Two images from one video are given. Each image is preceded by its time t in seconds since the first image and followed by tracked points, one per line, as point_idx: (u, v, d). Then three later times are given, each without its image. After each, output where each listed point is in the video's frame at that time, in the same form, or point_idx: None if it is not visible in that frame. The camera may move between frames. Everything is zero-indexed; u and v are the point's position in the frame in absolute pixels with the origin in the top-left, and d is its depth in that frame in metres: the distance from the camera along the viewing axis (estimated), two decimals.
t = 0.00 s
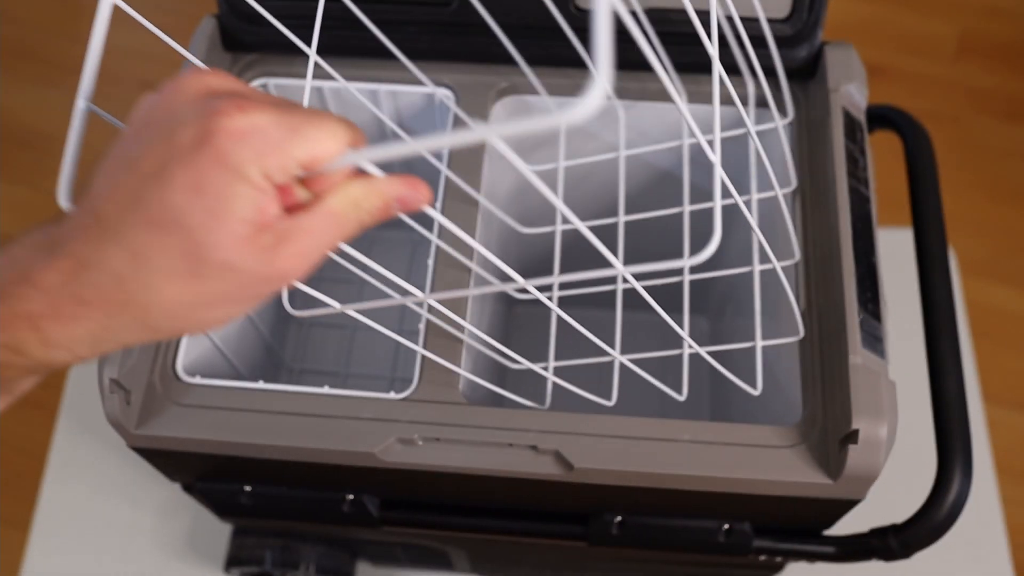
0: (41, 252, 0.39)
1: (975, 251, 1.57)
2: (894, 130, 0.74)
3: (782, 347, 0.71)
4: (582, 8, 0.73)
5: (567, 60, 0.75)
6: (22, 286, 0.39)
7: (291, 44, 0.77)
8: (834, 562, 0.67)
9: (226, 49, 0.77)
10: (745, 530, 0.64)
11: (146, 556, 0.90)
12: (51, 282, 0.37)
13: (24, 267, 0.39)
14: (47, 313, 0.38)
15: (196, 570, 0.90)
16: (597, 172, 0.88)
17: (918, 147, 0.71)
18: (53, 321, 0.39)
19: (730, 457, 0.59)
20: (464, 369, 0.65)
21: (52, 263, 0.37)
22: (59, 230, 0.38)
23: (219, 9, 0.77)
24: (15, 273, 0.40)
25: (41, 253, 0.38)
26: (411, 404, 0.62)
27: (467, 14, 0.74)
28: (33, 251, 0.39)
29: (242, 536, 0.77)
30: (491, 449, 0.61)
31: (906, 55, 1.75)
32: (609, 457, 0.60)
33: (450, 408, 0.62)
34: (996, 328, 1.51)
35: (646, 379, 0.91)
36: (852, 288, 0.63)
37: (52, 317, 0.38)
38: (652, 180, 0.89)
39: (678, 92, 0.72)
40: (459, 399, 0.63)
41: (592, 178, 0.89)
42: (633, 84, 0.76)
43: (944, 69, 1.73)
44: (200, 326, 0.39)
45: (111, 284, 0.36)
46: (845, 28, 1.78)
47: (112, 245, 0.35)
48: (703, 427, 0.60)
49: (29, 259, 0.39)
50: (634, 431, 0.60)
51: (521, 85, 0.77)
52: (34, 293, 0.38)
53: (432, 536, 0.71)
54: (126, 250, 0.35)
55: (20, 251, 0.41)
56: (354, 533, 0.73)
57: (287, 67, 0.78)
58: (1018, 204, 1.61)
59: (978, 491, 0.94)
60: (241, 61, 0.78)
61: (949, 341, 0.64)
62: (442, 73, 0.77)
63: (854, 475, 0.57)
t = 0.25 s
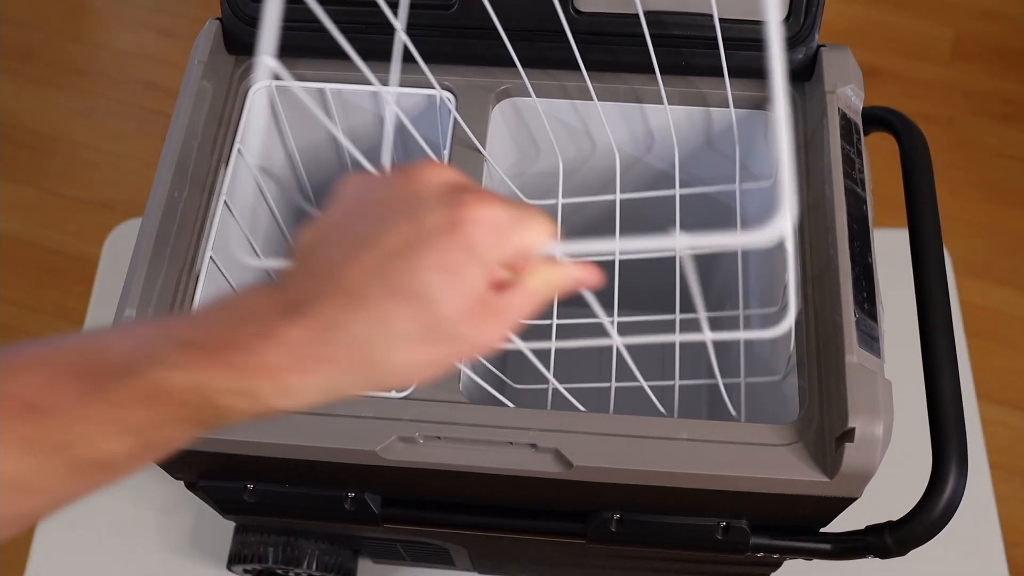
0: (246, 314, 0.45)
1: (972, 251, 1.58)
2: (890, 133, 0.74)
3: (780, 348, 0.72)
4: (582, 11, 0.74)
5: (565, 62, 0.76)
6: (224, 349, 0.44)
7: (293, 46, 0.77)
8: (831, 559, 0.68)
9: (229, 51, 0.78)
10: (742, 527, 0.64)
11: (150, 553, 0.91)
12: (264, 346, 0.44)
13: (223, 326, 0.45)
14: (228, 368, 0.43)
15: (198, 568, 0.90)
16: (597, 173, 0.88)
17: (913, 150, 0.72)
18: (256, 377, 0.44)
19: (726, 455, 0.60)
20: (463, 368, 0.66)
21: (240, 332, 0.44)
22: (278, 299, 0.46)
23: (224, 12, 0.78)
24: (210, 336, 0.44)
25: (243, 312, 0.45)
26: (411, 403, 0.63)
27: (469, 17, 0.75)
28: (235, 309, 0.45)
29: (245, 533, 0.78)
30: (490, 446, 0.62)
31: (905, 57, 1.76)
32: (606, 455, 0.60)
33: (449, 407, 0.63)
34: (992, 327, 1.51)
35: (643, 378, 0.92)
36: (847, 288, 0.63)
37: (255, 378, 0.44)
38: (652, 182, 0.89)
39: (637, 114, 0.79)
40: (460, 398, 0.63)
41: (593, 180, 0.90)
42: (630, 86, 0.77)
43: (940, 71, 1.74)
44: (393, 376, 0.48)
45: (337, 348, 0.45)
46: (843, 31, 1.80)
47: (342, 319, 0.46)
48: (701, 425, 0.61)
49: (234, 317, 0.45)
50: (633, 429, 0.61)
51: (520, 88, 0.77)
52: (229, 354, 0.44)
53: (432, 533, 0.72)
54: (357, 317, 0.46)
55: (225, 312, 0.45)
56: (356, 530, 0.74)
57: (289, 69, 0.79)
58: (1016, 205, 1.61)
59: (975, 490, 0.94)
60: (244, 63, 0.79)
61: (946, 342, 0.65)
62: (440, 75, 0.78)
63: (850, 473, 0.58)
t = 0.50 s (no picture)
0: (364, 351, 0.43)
1: (971, 251, 1.58)
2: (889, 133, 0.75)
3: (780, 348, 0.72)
4: (582, 12, 0.73)
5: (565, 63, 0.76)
6: (422, 373, 0.41)
7: (294, 46, 0.78)
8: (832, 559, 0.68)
9: (230, 51, 0.78)
10: (742, 526, 0.65)
11: (151, 553, 0.91)
12: (477, 368, 0.41)
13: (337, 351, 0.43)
14: (443, 399, 0.41)
15: (199, 567, 0.90)
16: (596, 173, 0.89)
17: (912, 150, 0.73)
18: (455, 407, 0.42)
19: (726, 455, 0.60)
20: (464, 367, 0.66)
21: (409, 352, 0.42)
22: (437, 329, 0.43)
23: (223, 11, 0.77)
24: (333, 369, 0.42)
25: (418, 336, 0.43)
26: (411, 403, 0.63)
27: (468, 18, 0.74)
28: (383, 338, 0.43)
29: (245, 532, 0.78)
30: (490, 447, 0.62)
31: (905, 57, 1.76)
32: (606, 454, 0.60)
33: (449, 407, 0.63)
34: (991, 327, 1.52)
35: (643, 378, 0.92)
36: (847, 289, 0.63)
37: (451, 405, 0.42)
38: (654, 183, 0.90)
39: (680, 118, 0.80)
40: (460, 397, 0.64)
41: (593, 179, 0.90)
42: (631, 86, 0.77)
43: (939, 72, 1.74)
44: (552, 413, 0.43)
45: (535, 378, 0.42)
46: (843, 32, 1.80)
47: (488, 353, 0.41)
48: (701, 425, 0.61)
49: (383, 344, 0.43)
50: (632, 428, 0.61)
51: (520, 88, 0.78)
52: (450, 374, 0.41)
53: (432, 533, 0.72)
54: (495, 349, 0.41)
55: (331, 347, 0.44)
56: (356, 530, 0.74)
57: (290, 69, 0.79)
58: (1016, 205, 1.61)
59: (973, 489, 0.94)
60: (245, 63, 0.79)
61: (945, 341, 0.65)
62: (440, 76, 0.78)
63: (850, 472, 0.58)
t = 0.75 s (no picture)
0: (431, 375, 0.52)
1: (971, 251, 1.58)
2: (889, 133, 0.75)
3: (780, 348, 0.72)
4: (582, 12, 0.73)
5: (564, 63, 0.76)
6: (481, 395, 0.51)
7: (294, 45, 0.77)
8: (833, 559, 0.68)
9: (230, 51, 0.78)
10: (741, 526, 0.65)
11: (151, 553, 0.91)
12: (521, 397, 0.51)
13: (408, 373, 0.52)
14: (495, 419, 0.51)
15: (199, 567, 0.90)
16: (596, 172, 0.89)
17: (912, 150, 0.73)
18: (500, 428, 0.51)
19: (726, 454, 0.60)
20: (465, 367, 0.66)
21: (470, 378, 0.52)
22: (490, 361, 0.53)
23: (223, 11, 0.77)
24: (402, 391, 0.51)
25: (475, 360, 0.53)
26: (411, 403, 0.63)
27: (468, 18, 0.74)
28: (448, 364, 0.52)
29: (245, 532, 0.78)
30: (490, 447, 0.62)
31: (904, 58, 1.76)
32: (606, 454, 0.60)
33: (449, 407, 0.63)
34: (990, 327, 1.52)
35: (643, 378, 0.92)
36: (847, 289, 0.63)
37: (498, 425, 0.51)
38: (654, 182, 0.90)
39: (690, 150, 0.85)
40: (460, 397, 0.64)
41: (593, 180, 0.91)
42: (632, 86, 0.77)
43: (939, 72, 1.74)
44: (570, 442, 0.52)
45: (564, 411, 0.51)
46: (842, 32, 1.81)
47: (529, 387, 0.51)
48: (701, 425, 0.61)
49: (447, 368, 0.52)
50: (632, 428, 0.61)
51: (520, 88, 0.78)
52: (503, 395, 0.51)
53: (431, 533, 0.72)
54: (534, 383, 0.51)
55: (403, 369, 0.52)
56: (355, 530, 0.74)
57: (290, 69, 0.79)
58: (1015, 205, 1.62)
59: (973, 489, 0.94)
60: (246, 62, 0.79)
61: (945, 341, 0.65)
62: (439, 76, 0.78)
63: (849, 472, 0.58)
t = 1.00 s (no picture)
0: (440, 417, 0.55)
1: (970, 251, 1.58)
2: (889, 132, 0.75)
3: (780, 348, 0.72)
4: (582, 12, 0.73)
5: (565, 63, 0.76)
6: (485, 440, 0.55)
7: (294, 46, 0.77)
8: (833, 559, 0.68)
9: (230, 51, 0.78)
10: (741, 526, 0.64)
11: (151, 553, 0.91)
12: (521, 446, 0.55)
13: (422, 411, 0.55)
14: (493, 463, 0.55)
15: (199, 568, 0.90)
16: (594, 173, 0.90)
17: (912, 149, 0.73)
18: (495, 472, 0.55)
19: (725, 455, 0.60)
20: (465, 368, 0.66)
21: (476, 420, 0.56)
22: (495, 411, 0.57)
23: (222, 11, 0.77)
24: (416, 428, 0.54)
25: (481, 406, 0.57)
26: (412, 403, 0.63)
27: (468, 19, 0.74)
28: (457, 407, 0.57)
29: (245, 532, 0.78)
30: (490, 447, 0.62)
31: (904, 58, 1.76)
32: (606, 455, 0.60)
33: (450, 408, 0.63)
34: (990, 327, 1.52)
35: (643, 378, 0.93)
36: (847, 289, 0.63)
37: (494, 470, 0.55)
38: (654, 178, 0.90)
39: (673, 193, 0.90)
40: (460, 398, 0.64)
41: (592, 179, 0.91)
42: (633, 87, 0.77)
43: (938, 72, 1.74)
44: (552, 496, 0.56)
45: (553, 463, 0.55)
46: (842, 33, 1.81)
47: (529, 438, 0.56)
48: (701, 425, 0.61)
49: (458, 410, 0.56)
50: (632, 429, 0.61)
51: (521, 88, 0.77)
52: (505, 440, 0.55)
53: (431, 533, 0.72)
54: (532, 436, 0.56)
55: (418, 409, 0.55)
56: (355, 530, 0.74)
57: (290, 69, 0.79)
58: (1015, 205, 1.62)
59: (972, 488, 0.94)
60: (246, 63, 0.79)
61: (945, 341, 0.65)
62: (439, 76, 0.78)
63: (849, 473, 0.58)
